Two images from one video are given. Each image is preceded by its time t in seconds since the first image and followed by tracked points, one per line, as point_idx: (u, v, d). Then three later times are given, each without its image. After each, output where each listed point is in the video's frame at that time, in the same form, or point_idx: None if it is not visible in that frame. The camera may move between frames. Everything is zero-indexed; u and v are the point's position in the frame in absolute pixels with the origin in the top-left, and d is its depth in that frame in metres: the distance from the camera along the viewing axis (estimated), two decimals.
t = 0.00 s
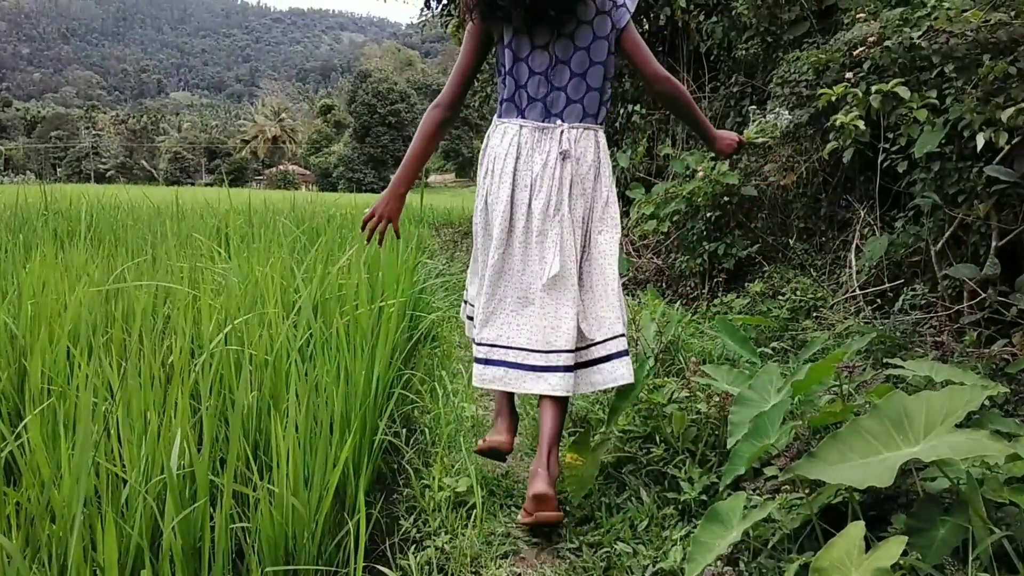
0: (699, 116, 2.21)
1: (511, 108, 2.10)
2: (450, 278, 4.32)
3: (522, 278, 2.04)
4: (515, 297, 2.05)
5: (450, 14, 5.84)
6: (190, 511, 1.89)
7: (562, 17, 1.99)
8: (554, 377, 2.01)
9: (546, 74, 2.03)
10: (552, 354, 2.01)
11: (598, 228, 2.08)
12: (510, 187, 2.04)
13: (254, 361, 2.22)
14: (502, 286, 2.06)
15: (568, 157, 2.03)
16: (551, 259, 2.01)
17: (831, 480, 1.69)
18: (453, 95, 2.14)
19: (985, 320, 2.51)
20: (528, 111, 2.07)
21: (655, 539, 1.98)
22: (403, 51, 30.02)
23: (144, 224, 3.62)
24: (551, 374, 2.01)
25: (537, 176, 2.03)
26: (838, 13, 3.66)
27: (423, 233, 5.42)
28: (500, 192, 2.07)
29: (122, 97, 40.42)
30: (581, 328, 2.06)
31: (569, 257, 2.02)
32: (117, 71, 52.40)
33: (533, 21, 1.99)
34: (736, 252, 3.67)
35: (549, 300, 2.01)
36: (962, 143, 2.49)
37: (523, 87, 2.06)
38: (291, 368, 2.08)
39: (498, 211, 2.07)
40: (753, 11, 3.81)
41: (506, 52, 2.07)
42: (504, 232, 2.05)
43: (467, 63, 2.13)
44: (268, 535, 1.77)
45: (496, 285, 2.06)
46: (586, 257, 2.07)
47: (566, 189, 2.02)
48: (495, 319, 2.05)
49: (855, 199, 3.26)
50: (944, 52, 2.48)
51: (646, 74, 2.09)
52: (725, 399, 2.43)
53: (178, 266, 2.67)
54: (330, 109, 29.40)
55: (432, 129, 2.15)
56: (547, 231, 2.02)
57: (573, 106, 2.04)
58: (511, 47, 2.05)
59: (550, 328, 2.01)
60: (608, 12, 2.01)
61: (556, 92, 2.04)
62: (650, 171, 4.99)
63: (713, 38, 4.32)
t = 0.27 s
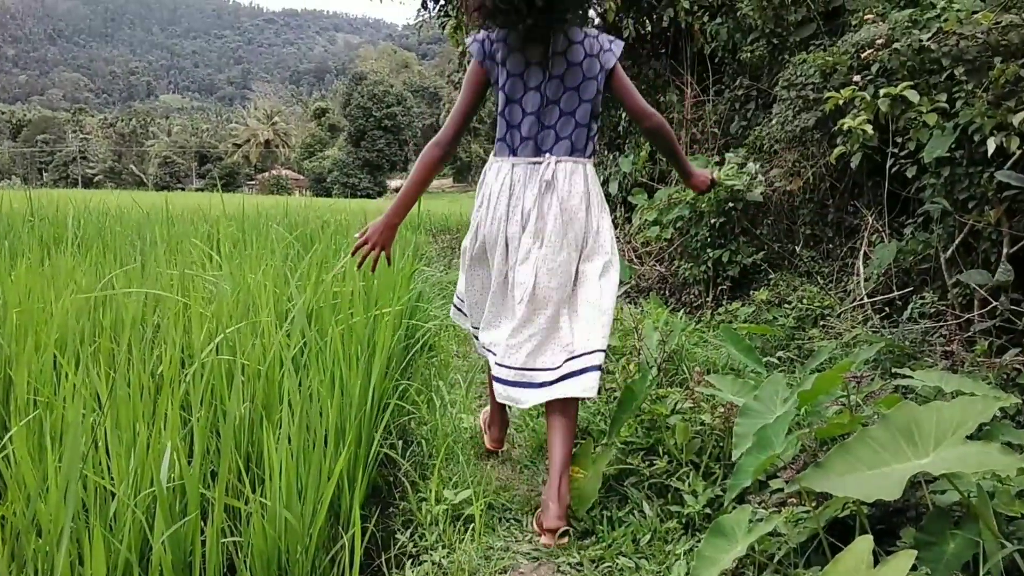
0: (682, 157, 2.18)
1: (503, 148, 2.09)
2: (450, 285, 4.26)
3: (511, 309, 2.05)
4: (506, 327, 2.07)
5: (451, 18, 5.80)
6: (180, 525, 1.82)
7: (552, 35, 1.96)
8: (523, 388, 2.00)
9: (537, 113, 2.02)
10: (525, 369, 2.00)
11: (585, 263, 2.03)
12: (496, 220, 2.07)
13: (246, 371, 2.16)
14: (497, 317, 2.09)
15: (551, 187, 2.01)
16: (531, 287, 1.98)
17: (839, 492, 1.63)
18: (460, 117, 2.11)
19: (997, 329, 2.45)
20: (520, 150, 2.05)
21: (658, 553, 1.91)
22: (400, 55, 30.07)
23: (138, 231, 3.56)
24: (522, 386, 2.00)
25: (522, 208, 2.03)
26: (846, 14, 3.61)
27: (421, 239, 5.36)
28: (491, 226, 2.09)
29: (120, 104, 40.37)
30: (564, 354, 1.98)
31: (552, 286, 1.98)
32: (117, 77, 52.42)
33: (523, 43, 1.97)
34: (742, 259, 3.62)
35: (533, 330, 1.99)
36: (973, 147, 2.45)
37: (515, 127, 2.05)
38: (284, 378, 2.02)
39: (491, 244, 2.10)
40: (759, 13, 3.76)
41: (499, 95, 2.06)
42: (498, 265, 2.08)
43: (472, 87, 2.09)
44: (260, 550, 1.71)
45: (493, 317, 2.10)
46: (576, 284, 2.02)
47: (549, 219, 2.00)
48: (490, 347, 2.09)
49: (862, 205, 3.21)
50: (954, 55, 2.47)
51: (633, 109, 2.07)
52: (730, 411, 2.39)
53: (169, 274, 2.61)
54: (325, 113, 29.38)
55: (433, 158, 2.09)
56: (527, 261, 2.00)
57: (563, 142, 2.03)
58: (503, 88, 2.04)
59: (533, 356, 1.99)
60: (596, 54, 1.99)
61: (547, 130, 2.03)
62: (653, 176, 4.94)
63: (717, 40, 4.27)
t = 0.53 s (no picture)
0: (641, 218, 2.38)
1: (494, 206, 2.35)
2: (446, 286, 4.21)
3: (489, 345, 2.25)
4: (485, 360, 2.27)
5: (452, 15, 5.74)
6: (167, 530, 1.77)
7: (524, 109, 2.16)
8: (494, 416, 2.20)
9: (521, 172, 2.28)
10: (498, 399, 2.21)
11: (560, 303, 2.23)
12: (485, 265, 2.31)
13: (236, 373, 2.11)
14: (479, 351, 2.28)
15: (535, 240, 2.27)
16: (513, 327, 2.22)
17: (846, 500, 1.56)
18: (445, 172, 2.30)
19: (1005, 335, 2.41)
20: (508, 203, 2.31)
21: (658, 562, 1.85)
22: (398, 54, 30.05)
23: (129, 229, 3.49)
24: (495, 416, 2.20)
25: (508, 256, 2.28)
26: (852, 13, 3.56)
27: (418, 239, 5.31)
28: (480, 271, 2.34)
29: (117, 101, 40.11)
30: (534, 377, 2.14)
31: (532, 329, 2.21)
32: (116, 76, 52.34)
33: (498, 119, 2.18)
34: (745, 262, 3.57)
35: (507, 364, 2.18)
36: (981, 149, 2.42)
37: (502, 185, 2.31)
38: (275, 380, 1.97)
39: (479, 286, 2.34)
40: (764, 11, 3.71)
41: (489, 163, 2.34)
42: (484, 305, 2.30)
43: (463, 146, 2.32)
44: (250, 557, 1.66)
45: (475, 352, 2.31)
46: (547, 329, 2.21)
47: (534, 268, 2.26)
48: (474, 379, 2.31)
49: (868, 207, 3.15)
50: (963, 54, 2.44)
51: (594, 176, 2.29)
52: (731, 417, 2.33)
53: (157, 273, 2.56)
54: (318, 109, 29.31)
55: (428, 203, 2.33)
56: (510, 304, 2.25)
57: (544, 196, 2.28)
58: (491, 153, 2.31)
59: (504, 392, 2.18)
60: (571, 119, 2.25)
61: (530, 186, 2.28)
62: (654, 176, 4.90)
63: (721, 38, 4.22)
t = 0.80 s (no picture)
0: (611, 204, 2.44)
1: (489, 185, 2.44)
2: (445, 293, 4.14)
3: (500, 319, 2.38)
4: (491, 332, 2.38)
5: (453, 17, 5.70)
6: (157, 545, 1.71)
7: (511, 100, 2.33)
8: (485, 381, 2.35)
9: (512, 152, 2.39)
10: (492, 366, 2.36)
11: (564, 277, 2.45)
12: (491, 245, 2.38)
13: (229, 382, 2.04)
14: (484, 323, 2.39)
15: (535, 219, 2.39)
16: (525, 302, 2.38)
17: (858, 515, 1.50)
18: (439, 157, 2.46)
19: (1020, 345, 2.35)
20: (503, 182, 2.40)
21: None
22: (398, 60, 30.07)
23: (120, 235, 3.43)
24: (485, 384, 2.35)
25: (514, 235, 2.37)
26: (863, 14, 3.51)
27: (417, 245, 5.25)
28: (483, 250, 2.41)
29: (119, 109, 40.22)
30: (538, 344, 2.33)
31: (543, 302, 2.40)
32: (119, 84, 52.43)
33: (481, 109, 2.34)
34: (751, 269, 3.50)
35: (519, 337, 2.36)
36: (996, 153, 2.39)
37: (495, 164, 2.42)
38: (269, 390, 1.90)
39: (482, 264, 2.41)
40: (772, 11, 3.66)
41: (476, 144, 2.45)
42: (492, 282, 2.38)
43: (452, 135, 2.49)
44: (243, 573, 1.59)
45: (480, 324, 2.40)
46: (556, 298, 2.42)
47: (538, 246, 2.37)
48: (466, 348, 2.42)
49: (878, 214, 3.13)
50: (976, 58, 2.43)
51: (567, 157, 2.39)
52: (737, 428, 2.26)
53: (148, 280, 2.49)
54: (314, 112, 29.26)
55: (429, 179, 2.48)
56: (520, 281, 2.37)
57: (537, 173, 2.39)
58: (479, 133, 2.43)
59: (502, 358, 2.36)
60: (554, 99, 2.38)
61: (522, 165, 2.39)
62: (659, 182, 4.86)
63: (728, 40, 4.18)
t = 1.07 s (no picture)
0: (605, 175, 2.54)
1: (494, 158, 2.54)
2: (444, 298, 4.09)
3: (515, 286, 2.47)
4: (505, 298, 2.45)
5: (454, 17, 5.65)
6: (151, 556, 1.66)
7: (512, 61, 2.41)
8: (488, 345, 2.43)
9: (515, 126, 2.50)
10: (494, 329, 2.44)
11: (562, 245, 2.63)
12: (505, 217, 2.45)
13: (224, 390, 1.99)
14: (494, 288, 2.46)
15: (541, 191, 2.52)
16: (532, 272, 2.52)
17: (868, 526, 1.45)
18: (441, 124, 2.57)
19: None
20: (508, 156, 2.51)
21: None
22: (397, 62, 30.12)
23: (113, 237, 3.37)
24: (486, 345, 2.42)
25: (523, 205, 2.48)
26: (873, 13, 3.45)
27: (416, 249, 5.19)
28: (491, 221, 2.48)
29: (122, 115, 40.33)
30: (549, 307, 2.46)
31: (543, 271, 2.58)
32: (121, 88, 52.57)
33: (481, 68, 2.42)
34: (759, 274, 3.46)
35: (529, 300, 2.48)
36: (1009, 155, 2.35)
37: (498, 139, 2.52)
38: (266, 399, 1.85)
39: (493, 235, 2.48)
40: (779, 11, 3.60)
41: (476, 115, 2.55)
42: (507, 252, 2.46)
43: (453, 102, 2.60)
44: None
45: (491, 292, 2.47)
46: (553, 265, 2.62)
47: (543, 215, 2.52)
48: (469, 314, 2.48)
49: (888, 217, 3.09)
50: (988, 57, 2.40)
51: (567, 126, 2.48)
52: (743, 436, 2.22)
53: (141, 285, 2.45)
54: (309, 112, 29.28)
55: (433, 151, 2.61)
56: (530, 250, 2.50)
57: (540, 147, 2.52)
58: (480, 109, 2.52)
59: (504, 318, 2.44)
60: (553, 72, 2.47)
61: (525, 138, 2.50)
62: (663, 185, 4.83)
63: (734, 39, 4.14)
